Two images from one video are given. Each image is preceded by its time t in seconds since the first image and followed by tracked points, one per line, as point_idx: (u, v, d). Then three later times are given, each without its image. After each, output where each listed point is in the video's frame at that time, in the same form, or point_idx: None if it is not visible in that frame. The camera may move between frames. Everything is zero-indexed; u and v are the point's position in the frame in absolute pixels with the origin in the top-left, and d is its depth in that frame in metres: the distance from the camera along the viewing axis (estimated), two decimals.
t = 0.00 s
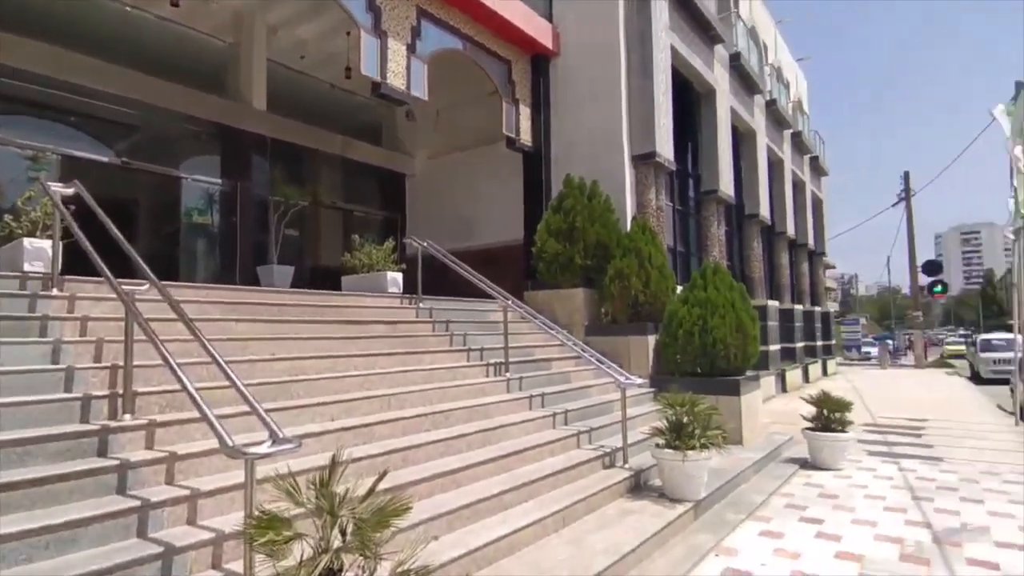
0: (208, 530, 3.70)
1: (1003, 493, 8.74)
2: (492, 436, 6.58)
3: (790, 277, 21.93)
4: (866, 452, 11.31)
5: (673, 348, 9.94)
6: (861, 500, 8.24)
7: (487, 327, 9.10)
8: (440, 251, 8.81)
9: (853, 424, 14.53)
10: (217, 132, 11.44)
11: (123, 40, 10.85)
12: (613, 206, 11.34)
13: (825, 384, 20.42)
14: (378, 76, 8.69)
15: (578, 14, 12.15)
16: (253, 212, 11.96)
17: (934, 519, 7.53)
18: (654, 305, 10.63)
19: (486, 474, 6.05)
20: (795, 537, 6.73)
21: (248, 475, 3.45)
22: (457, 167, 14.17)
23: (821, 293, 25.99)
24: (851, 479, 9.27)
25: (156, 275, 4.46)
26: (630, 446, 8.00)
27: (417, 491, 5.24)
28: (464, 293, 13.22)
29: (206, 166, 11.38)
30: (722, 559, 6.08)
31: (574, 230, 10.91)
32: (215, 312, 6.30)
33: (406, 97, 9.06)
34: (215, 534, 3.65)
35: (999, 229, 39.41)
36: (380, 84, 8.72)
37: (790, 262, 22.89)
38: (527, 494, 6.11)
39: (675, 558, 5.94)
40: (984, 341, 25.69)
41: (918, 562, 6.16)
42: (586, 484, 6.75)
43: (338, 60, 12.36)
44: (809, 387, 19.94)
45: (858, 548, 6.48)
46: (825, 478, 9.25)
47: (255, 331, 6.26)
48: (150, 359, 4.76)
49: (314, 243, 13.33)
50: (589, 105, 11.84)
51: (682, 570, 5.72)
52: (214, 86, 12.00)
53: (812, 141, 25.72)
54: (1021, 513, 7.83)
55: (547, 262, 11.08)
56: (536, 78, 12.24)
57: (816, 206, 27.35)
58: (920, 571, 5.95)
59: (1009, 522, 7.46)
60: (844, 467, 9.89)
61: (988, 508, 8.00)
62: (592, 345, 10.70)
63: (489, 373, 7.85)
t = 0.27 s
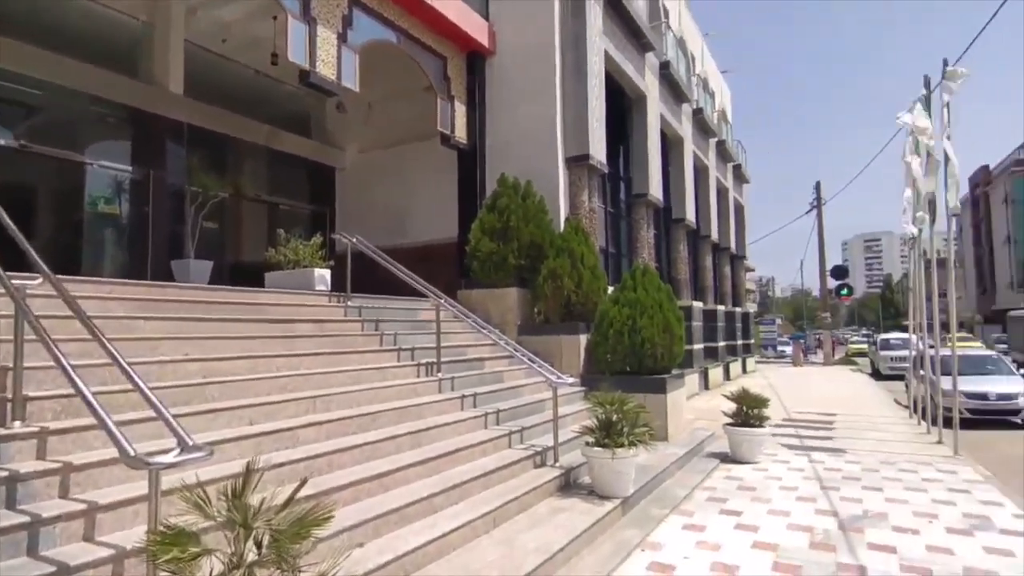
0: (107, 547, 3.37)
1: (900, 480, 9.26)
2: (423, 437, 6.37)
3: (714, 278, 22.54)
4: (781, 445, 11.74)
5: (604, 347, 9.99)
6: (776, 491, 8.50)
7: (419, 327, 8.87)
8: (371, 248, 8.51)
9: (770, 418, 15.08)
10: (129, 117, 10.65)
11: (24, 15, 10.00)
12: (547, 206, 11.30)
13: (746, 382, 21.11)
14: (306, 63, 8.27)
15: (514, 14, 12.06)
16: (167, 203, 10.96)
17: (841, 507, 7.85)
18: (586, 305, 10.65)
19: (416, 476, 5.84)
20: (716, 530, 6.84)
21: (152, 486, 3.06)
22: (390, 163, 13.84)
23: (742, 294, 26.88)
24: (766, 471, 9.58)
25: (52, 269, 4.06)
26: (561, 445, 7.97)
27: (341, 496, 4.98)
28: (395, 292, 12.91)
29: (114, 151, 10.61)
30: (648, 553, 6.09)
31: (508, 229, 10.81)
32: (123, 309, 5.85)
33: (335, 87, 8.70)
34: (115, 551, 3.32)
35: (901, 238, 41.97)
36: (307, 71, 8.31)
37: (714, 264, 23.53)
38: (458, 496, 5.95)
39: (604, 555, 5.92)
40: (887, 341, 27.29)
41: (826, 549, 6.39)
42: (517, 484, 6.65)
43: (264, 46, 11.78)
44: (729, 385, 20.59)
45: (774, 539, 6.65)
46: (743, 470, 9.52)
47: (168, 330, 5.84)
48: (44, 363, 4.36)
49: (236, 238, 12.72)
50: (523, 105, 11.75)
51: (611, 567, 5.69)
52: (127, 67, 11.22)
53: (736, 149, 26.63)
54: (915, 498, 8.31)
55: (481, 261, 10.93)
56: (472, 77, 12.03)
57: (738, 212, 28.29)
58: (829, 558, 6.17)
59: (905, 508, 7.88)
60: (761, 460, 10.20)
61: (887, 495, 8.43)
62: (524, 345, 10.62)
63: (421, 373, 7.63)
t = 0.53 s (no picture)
0: (38, 558, 3.18)
1: (842, 473, 9.53)
2: (378, 438, 6.25)
3: (669, 277, 22.83)
4: (731, 440, 11.96)
5: (563, 346, 9.97)
6: (727, 485, 8.64)
7: (375, 326, 8.72)
8: (325, 245, 8.31)
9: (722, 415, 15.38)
10: (68, 104, 10.23)
11: None
12: (506, 205, 11.24)
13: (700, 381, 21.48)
14: (258, 53, 8.00)
15: (474, 10, 11.96)
16: (110, 195, 10.80)
17: (788, 500, 8.03)
18: (545, 304, 10.62)
19: (370, 478, 5.73)
20: (670, 525, 6.89)
21: (84, 494, 2.91)
22: (346, 159, 13.59)
23: (696, 294, 27.31)
24: (717, 466, 9.73)
25: None
26: (518, 444, 7.94)
27: (292, 501, 4.84)
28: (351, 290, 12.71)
29: (53, 140, 10.12)
30: (603, 550, 6.10)
31: (467, 227, 10.72)
32: (61, 308, 5.58)
33: (288, 79, 8.45)
34: (48, 562, 3.15)
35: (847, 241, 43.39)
36: (259, 62, 8.06)
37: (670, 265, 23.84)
38: (414, 497, 5.85)
39: (560, 553, 5.91)
40: (832, 340, 28.13)
41: (774, 541, 6.51)
42: (473, 484, 6.59)
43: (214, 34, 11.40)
44: (683, 383, 20.91)
45: (724, 533, 6.75)
46: (696, 465, 9.66)
47: (109, 329, 5.59)
48: None
49: (184, 233, 12.23)
50: (483, 103, 11.67)
51: (567, 565, 5.67)
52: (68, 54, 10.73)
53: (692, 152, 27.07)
54: (855, 490, 8.55)
55: (439, 258, 10.83)
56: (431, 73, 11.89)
57: (693, 213, 28.72)
58: (776, 550, 6.29)
59: (847, 500, 8.10)
60: (713, 455, 10.35)
61: (830, 487, 8.66)
62: (483, 344, 10.55)
63: (377, 373, 7.50)
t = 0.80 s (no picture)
0: None
1: (795, 466, 9.74)
2: (336, 439, 6.12)
3: (631, 276, 23.03)
4: (689, 437, 12.12)
5: (526, 344, 9.97)
6: (685, 481, 8.75)
7: (335, 325, 8.57)
8: (283, 242, 8.12)
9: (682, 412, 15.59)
10: (11, 93, 9.64)
11: None
12: (469, 203, 11.17)
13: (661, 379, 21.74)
14: (213, 42, 7.74)
15: (438, 6, 11.84)
16: (54, 189, 10.28)
17: (743, 494, 8.16)
18: (508, 303, 10.57)
19: (328, 480, 5.62)
20: (630, 521, 6.93)
21: (20, 502, 2.77)
22: (307, 155, 13.34)
23: (658, 293, 27.62)
24: (676, 462, 9.83)
25: None
26: (480, 443, 7.90)
27: (245, 504, 4.71)
28: (311, 287, 12.47)
29: None
30: (564, 548, 6.09)
31: (430, 225, 10.62)
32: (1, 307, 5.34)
33: (243, 69, 8.24)
34: None
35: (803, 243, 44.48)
36: (214, 51, 7.82)
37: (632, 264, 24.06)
38: (374, 498, 5.76)
39: (521, 552, 5.88)
40: (787, 338, 28.78)
41: (729, 535, 6.60)
42: (434, 485, 6.52)
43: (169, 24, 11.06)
44: (644, 380, 21.14)
45: (682, 528, 6.82)
46: (655, 462, 9.75)
47: (54, 328, 5.37)
48: None
49: (133, 227, 11.78)
50: (447, 100, 11.57)
51: (527, 564, 5.64)
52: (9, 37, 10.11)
53: (655, 153, 27.38)
54: (807, 483, 8.74)
55: (402, 257, 10.71)
56: (394, 68, 11.74)
57: (654, 214, 29.03)
58: (731, 543, 6.37)
59: (799, 493, 8.27)
60: (672, 452, 10.45)
61: (784, 481, 8.83)
62: (445, 343, 10.47)
63: (336, 372, 7.37)
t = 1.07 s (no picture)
0: None
1: (757, 462, 9.88)
2: (298, 440, 6.01)
3: (599, 276, 23.15)
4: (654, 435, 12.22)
5: (494, 343, 9.95)
6: (651, 478, 8.80)
7: (298, 324, 8.42)
8: (244, 239, 7.94)
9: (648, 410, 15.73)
10: None
11: None
12: (437, 200, 11.08)
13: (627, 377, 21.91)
14: (171, 32, 7.53)
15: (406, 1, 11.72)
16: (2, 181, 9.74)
17: (706, 490, 8.25)
18: (476, 302, 10.52)
19: (290, 482, 5.50)
20: (596, 519, 6.94)
21: None
22: (272, 150, 13.10)
23: (626, 292, 27.83)
24: (642, 459, 9.90)
25: None
26: (446, 443, 7.84)
27: (202, 508, 4.58)
28: (275, 284, 12.24)
29: None
30: (530, 547, 6.06)
31: (397, 223, 10.50)
32: None
33: (203, 60, 8.01)
34: None
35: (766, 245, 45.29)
36: (172, 41, 7.60)
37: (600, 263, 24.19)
38: (336, 500, 5.66)
39: (487, 551, 5.84)
40: (750, 336, 29.29)
41: (693, 531, 6.65)
42: (399, 485, 6.44)
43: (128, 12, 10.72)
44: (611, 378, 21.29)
45: (646, 524, 6.85)
46: (621, 459, 9.81)
47: None
48: None
49: (87, 222, 11.23)
50: (415, 97, 11.46)
51: (493, 563, 5.60)
52: None
53: (623, 154, 27.59)
54: (768, 479, 8.87)
55: (368, 255, 10.55)
56: (361, 63, 11.57)
57: (623, 214, 29.24)
58: (695, 539, 6.42)
59: (760, 488, 8.39)
60: (638, 450, 10.52)
61: (745, 477, 8.95)
62: (412, 342, 10.37)
63: (300, 372, 7.24)
